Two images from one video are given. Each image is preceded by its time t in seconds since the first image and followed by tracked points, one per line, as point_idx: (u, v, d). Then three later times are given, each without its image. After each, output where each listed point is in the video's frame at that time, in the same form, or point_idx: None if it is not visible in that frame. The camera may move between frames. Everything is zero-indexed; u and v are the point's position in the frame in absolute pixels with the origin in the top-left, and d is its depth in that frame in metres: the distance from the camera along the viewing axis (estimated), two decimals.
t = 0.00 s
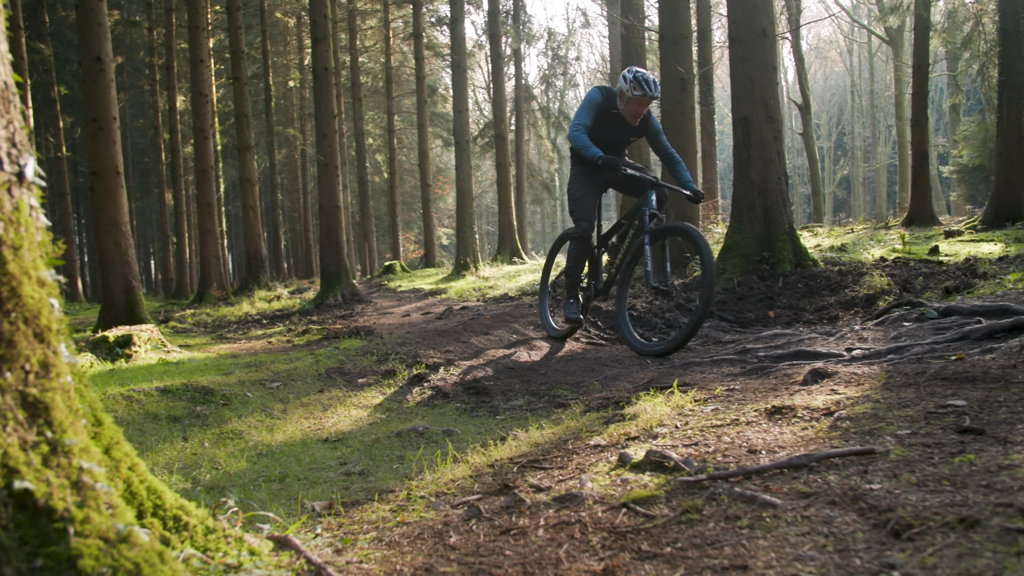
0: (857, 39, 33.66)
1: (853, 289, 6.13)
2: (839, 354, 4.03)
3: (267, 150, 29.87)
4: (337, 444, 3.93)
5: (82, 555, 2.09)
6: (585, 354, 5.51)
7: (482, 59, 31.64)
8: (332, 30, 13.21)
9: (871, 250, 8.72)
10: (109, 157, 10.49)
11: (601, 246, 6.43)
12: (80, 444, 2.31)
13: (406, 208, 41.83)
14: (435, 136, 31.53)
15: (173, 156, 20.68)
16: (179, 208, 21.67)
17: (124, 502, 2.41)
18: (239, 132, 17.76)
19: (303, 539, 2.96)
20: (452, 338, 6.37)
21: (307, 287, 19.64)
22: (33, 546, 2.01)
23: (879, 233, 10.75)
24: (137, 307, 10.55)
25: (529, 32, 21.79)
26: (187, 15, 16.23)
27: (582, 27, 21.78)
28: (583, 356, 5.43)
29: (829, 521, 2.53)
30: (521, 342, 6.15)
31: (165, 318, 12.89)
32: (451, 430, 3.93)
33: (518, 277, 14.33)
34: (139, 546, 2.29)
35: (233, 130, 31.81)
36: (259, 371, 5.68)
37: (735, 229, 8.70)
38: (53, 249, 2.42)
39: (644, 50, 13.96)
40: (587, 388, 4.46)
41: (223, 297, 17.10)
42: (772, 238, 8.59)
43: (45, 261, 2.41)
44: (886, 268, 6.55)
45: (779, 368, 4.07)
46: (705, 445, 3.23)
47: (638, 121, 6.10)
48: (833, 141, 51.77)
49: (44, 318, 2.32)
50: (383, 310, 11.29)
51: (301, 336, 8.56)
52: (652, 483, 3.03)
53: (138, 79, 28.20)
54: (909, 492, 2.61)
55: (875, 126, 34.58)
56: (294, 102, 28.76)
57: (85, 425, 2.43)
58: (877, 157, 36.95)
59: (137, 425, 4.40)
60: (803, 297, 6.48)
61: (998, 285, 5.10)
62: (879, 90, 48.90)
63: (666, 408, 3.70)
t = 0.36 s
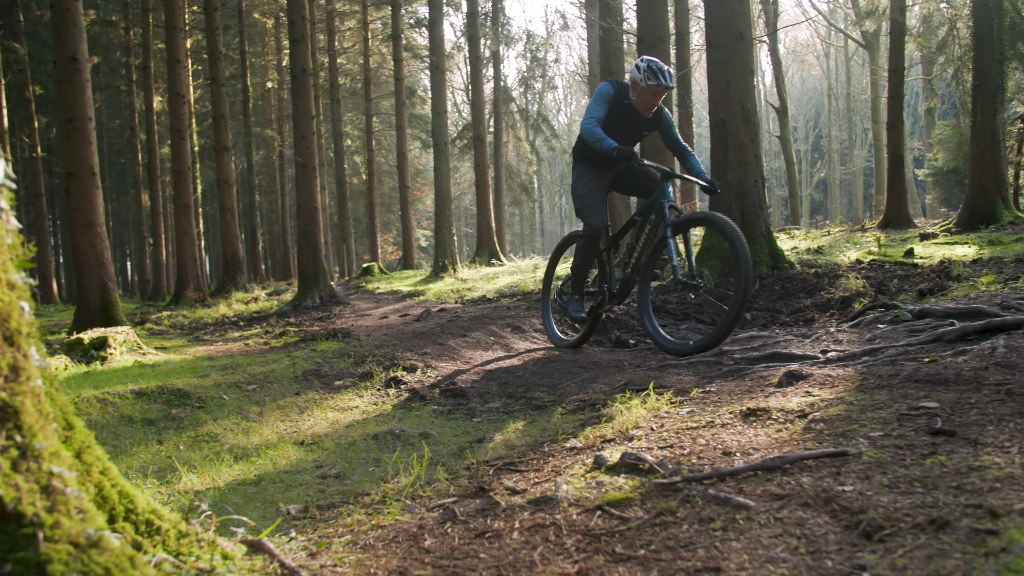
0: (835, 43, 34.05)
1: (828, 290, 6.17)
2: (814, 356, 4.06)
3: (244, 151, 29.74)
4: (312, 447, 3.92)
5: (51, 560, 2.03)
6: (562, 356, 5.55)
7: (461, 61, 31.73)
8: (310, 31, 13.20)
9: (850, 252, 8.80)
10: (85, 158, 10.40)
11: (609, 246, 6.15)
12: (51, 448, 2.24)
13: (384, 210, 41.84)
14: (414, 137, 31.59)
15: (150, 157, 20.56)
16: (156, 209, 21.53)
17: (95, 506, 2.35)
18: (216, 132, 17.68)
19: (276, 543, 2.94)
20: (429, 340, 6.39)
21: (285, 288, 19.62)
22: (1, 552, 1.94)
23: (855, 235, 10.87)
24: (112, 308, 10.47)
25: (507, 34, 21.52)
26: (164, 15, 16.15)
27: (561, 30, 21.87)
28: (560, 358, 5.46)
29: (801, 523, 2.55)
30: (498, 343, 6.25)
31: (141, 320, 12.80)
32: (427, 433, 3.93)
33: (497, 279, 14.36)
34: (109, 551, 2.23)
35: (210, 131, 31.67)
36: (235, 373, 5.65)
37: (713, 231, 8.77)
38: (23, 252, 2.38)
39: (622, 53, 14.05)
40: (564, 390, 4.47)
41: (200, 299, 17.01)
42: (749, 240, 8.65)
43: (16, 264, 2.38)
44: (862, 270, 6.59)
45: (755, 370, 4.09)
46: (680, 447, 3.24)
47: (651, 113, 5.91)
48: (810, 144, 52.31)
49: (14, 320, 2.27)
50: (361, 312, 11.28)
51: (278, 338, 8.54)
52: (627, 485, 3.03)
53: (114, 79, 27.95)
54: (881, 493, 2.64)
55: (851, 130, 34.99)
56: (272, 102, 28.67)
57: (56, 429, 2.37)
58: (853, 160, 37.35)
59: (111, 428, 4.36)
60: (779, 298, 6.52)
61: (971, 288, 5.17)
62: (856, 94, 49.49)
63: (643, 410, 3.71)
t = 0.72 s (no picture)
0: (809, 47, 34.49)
1: (803, 292, 6.24)
2: (789, 359, 4.09)
3: (221, 152, 29.62)
4: (287, 450, 3.90)
5: (17, 567, 1.96)
6: (538, 359, 5.57)
7: (439, 63, 31.87)
8: (286, 32, 13.23)
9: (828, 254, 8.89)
10: (58, 159, 10.34)
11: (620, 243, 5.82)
12: (19, 454, 2.18)
13: (361, 211, 41.75)
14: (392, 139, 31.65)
15: (125, 159, 20.38)
16: (131, 211, 21.36)
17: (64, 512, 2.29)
18: (192, 134, 17.57)
19: (248, 547, 2.90)
20: (405, 343, 6.38)
21: (261, 291, 19.56)
22: None
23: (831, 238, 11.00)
24: (85, 311, 10.38)
25: (485, 36, 22.60)
26: (139, 15, 16.07)
27: (537, 33, 21.99)
28: (536, 361, 5.49)
29: (772, 525, 2.56)
30: (474, 345, 6.25)
31: (116, 322, 12.70)
32: (402, 436, 3.92)
33: (475, 282, 14.35)
34: (78, 556, 2.17)
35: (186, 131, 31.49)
36: (210, 377, 5.60)
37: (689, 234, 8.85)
38: None
39: (600, 56, 14.21)
40: (539, 393, 4.48)
41: (176, 301, 16.92)
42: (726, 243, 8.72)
43: None
44: (837, 273, 6.66)
45: (730, 373, 4.12)
46: (654, 450, 3.25)
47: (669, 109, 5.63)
48: (786, 147, 52.83)
49: None
50: (337, 315, 11.24)
51: (253, 341, 8.51)
52: (600, 488, 3.04)
53: (89, 79, 27.67)
54: (851, 495, 2.66)
55: (827, 133, 35.38)
56: (248, 103, 28.62)
57: (24, 433, 2.31)
58: (829, 163, 37.74)
59: (82, 432, 4.32)
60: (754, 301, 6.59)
61: (943, 290, 5.23)
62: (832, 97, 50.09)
63: (617, 413, 3.72)
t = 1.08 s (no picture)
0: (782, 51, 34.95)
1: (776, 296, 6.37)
2: (761, 361, 4.14)
3: (194, 154, 29.47)
4: (258, 455, 3.88)
5: None
6: (512, 363, 5.58)
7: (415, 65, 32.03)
8: (260, 34, 13.24)
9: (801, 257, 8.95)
10: (28, 160, 10.26)
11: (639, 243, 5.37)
12: None
13: (336, 214, 41.66)
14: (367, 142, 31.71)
15: (97, 160, 20.17)
16: (102, 212, 21.15)
17: (29, 519, 2.25)
18: (165, 136, 17.45)
19: (217, 553, 2.88)
20: (379, 346, 6.35)
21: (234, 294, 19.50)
22: None
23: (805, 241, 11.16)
24: (55, 314, 10.25)
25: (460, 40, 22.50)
26: (111, 15, 15.96)
27: (512, 36, 22.22)
28: (510, 364, 5.49)
29: (741, 528, 2.58)
30: (448, 349, 6.24)
31: (86, 325, 12.57)
32: (375, 440, 3.90)
33: (450, 286, 14.37)
34: (43, 563, 2.13)
35: (159, 133, 31.27)
36: (182, 381, 5.55)
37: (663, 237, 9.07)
38: None
39: (574, 60, 14.37)
40: (512, 396, 4.48)
41: (148, 304, 16.80)
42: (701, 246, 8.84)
43: None
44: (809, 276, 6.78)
45: (703, 376, 4.15)
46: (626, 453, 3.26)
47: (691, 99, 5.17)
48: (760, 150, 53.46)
49: None
50: (311, 318, 11.21)
51: (226, 344, 8.47)
52: (571, 493, 3.05)
53: (61, 80, 27.38)
54: (820, 498, 2.68)
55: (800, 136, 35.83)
56: (222, 106, 28.54)
57: None
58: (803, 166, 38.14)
59: (52, 437, 4.28)
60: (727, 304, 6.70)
61: (913, 294, 5.34)
62: (805, 101, 50.78)
63: (590, 417, 3.73)
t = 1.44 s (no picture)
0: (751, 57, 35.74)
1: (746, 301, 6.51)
2: (729, 367, 4.19)
3: (164, 158, 29.34)
4: (227, 461, 3.87)
5: None
6: (483, 368, 5.61)
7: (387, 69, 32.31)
8: (231, 38, 13.28)
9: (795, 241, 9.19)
10: None
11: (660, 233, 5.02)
12: None
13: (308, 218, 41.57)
14: (340, 145, 31.90)
15: (66, 163, 19.99)
16: (71, 216, 20.95)
17: None
18: (135, 139, 17.31)
19: (184, 561, 2.85)
20: (350, 350, 6.35)
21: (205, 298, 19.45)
22: None
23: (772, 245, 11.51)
24: (21, 318, 10.15)
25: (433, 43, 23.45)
26: (79, 16, 15.88)
27: (485, 40, 22.54)
28: (481, 369, 5.51)
29: (708, 533, 2.60)
30: (419, 353, 6.25)
31: (54, 329, 12.45)
32: (345, 445, 3.89)
33: (422, 291, 14.36)
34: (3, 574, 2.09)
35: (128, 136, 31.03)
36: (150, 386, 5.50)
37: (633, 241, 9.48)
38: None
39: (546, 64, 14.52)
40: (483, 402, 4.50)
41: (117, 308, 16.70)
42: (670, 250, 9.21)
43: None
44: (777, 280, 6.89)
45: (672, 380, 4.18)
46: (595, 459, 3.27)
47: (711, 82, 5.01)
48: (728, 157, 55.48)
49: None
50: (282, 323, 11.20)
51: (196, 348, 8.44)
52: (540, 498, 3.05)
53: (28, 82, 27.07)
54: (786, 503, 2.71)
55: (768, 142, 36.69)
56: (193, 109, 28.49)
57: None
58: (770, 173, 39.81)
59: (17, 444, 4.23)
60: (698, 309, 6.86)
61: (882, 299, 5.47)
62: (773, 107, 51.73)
63: (559, 422, 3.74)
